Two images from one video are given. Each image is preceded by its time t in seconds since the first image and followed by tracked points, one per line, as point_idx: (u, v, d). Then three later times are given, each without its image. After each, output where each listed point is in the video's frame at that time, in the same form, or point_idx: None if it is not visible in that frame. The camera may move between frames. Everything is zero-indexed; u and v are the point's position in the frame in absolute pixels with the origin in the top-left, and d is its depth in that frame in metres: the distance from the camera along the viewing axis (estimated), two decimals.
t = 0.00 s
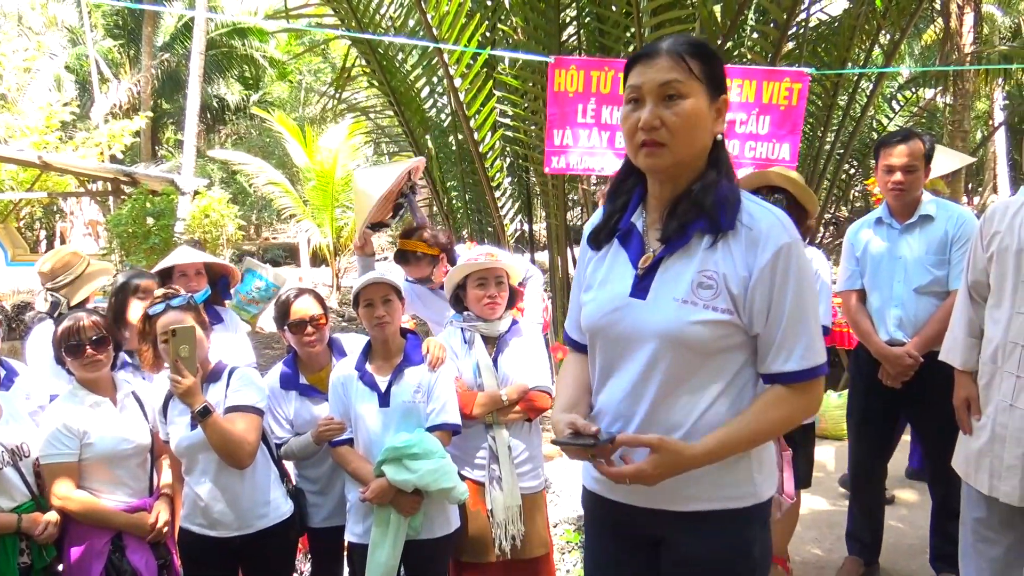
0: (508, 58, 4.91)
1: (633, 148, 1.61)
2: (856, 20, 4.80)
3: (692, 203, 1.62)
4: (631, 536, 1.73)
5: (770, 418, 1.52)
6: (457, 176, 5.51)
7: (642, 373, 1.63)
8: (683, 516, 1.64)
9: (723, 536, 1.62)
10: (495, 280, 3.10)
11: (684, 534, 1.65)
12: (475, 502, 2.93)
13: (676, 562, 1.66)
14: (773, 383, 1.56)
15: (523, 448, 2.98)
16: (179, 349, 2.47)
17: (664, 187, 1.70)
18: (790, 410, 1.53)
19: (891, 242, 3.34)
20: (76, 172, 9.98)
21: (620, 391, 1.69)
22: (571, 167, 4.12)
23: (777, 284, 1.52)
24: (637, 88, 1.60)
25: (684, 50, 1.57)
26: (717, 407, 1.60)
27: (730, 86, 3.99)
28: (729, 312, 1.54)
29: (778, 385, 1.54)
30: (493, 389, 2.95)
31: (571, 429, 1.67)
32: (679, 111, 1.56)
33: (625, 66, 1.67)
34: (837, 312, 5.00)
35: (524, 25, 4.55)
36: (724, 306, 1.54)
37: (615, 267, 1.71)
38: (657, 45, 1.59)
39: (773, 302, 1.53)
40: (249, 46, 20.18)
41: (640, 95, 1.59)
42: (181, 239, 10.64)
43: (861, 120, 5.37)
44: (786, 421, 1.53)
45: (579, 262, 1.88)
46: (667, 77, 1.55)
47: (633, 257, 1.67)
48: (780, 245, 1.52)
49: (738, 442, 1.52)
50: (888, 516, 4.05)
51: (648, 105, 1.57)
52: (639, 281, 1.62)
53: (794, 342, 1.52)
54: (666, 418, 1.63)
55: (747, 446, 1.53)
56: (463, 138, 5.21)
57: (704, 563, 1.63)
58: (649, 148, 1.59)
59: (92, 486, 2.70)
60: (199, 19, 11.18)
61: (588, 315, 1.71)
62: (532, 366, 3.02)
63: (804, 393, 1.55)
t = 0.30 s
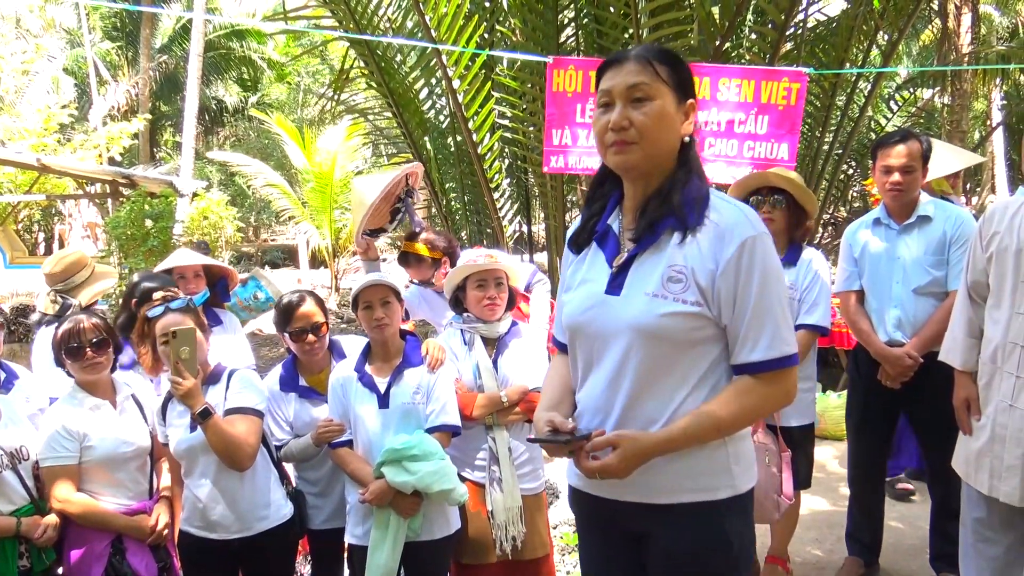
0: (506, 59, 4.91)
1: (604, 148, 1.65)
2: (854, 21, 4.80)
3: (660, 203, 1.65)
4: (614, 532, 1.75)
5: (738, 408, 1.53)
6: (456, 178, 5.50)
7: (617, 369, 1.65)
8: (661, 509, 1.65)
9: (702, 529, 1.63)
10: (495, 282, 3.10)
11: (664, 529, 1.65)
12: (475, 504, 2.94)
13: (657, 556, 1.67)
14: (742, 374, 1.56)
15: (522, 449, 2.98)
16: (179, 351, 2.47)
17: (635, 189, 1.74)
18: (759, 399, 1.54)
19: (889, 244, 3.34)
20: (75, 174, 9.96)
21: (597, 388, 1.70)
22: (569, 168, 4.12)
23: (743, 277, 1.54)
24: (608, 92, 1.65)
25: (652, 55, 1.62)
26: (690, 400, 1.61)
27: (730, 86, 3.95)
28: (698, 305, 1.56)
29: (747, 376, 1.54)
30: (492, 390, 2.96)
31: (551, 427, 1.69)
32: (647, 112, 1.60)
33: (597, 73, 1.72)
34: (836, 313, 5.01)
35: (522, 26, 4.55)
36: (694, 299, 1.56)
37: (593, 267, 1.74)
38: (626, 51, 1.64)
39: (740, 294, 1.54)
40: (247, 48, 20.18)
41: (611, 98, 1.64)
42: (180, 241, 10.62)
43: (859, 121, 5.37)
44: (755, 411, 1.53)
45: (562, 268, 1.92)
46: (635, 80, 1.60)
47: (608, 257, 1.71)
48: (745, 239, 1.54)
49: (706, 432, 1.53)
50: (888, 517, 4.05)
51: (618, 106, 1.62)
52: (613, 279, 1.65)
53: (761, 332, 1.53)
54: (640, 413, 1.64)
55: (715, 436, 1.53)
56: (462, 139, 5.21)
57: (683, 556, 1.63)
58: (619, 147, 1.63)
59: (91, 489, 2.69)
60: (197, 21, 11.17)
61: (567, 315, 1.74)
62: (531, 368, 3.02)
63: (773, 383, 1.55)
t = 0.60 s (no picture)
0: (509, 61, 4.91)
1: (582, 156, 1.67)
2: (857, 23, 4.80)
3: (636, 207, 1.67)
4: (600, 532, 1.75)
5: (715, 406, 1.53)
6: (459, 179, 5.50)
7: (597, 371, 1.66)
8: (643, 508, 1.65)
9: (684, 527, 1.63)
10: (498, 284, 3.09)
11: (647, 528, 1.66)
12: (477, 505, 2.94)
13: (641, 555, 1.67)
14: (719, 372, 1.56)
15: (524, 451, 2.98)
16: (181, 353, 2.47)
17: (614, 196, 1.75)
18: (737, 398, 1.54)
19: (892, 247, 3.34)
20: (78, 175, 9.97)
21: (579, 390, 1.72)
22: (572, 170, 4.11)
23: (718, 277, 1.54)
24: (585, 101, 1.66)
25: (628, 64, 1.64)
26: (668, 400, 1.61)
27: (732, 87, 3.97)
28: (674, 306, 1.57)
29: (723, 375, 1.54)
30: (494, 392, 2.96)
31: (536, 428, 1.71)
32: (623, 119, 1.62)
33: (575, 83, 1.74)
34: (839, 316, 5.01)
35: (524, 28, 4.55)
36: (669, 301, 1.56)
37: (576, 271, 1.75)
38: (604, 61, 1.66)
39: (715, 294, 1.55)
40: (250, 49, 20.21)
41: (587, 107, 1.66)
42: (182, 242, 10.62)
43: (862, 123, 5.36)
44: (732, 410, 1.53)
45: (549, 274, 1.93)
46: (612, 88, 1.62)
47: (589, 261, 1.73)
48: (719, 239, 1.55)
49: (682, 431, 1.53)
50: (891, 520, 4.05)
51: (594, 114, 1.64)
52: (594, 283, 1.66)
53: (735, 330, 1.53)
54: (621, 414, 1.65)
55: (693, 435, 1.54)
56: (464, 141, 5.20)
57: (665, 554, 1.64)
58: (596, 155, 1.65)
59: (93, 489, 2.70)
60: (200, 22, 11.17)
61: (550, 319, 1.76)
62: (533, 370, 3.02)
63: (751, 382, 1.55)
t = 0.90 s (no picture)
0: (513, 63, 4.90)
1: (568, 161, 1.67)
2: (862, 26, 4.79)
3: (621, 216, 1.67)
4: (594, 534, 1.75)
5: (701, 409, 1.52)
6: (462, 181, 5.50)
7: (584, 377, 1.66)
8: (633, 510, 1.65)
9: (673, 529, 1.63)
10: (499, 288, 3.09)
11: (638, 530, 1.65)
12: (479, 508, 2.94)
13: (631, 557, 1.67)
14: (704, 376, 1.56)
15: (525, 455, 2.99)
16: (183, 356, 2.46)
17: (598, 204, 1.75)
18: (722, 400, 1.53)
19: (896, 253, 3.33)
20: (82, 175, 9.98)
21: (568, 396, 1.72)
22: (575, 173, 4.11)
23: (700, 281, 1.54)
24: (573, 107, 1.66)
25: (616, 73, 1.64)
26: (656, 404, 1.61)
27: (736, 92, 3.95)
28: (658, 311, 1.57)
29: (709, 378, 1.54)
30: (496, 395, 2.96)
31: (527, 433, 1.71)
32: (610, 127, 1.61)
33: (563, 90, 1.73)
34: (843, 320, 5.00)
35: (529, 31, 4.55)
36: (654, 306, 1.57)
37: (564, 279, 1.76)
38: (593, 68, 1.66)
39: (697, 298, 1.55)
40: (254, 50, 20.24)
41: (575, 114, 1.65)
42: (186, 242, 10.63)
43: (867, 127, 5.35)
44: (718, 411, 1.53)
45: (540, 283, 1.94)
46: (600, 95, 1.61)
47: (576, 269, 1.73)
48: (700, 244, 1.55)
49: (668, 434, 1.52)
50: (894, 526, 4.04)
51: (582, 121, 1.63)
52: (580, 290, 1.67)
53: (719, 333, 1.52)
54: (610, 419, 1.65)
55: (678, 438, 1.53)
56: (468, 143, 5.20)
57: (655, 556, 1.63)
58: (581, 162, 1.64)
59: (95, 490, 2.70)
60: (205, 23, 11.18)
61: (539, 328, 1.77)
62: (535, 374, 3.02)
63: (736, 384, 1.54)
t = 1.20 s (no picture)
0: (520, 66, 4.90)
1: (574, 163, 1.66)
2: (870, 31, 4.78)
3: (625, 220, 1.67)
4: (596, 537, 1.75)
5: (704, 413, 1.52)
6: (468, 184, 5.50)
7: (588, 381, 1.65)
8: (634, 513, 1.65)
9: (674, 531, 1.62)
10: (503, 291, 3.10)
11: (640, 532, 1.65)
12: (482, 511, 2.94)
13: (632, 560, 1.67)
14: (707, 380, 1.55)
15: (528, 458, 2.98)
16: (188, 358, 2.46)
17: (603, 206, 1.75)
18: (726, 404, 1.53)
19: (903, 258, 3.33)
20: (90, 176, 10.00)
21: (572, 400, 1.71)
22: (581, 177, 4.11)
23: (705, 286, 1.54)
24: (578, 110, 1.65)
25: (621, 77, 1.64)
26: (660, 409, 1.60)
27: (743, 95, 3.93)
28: (662, 316, 1.56)
29: (712, 383, 1.53)
30: (499, 398, 2.96)
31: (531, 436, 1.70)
32: (617, 129, 1.61)
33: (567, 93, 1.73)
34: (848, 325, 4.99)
35: (536, 33, 4.56)
36: (658, 311, 1.56)
37: (567, 284, 1.75)
38: (596, 72, 1.66)
39: (702, 302, 1.54)
40: (262, 51, 20.31)
41: (581, 117, 1.65)
42: (191, 244, 10.65)
43: (873, 131, 5.33)
44: (721, 416, 1.52)
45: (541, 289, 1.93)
46: (606, 98, 1.61)
47: (579, 273, 1.73)
48: (704, 250, 1.54)
49: (671, 437, 1.51)
50: (899, 532, 4.03)
51: (588, 124, 1.63)
52: (584, 296, 1.67)
53: (723, 338, 1.52)
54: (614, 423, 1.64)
55: (682, 442, 1.52)
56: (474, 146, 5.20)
57: (656, 559, 1.63)
58: (588, 163, 1.64)
59: (101, 491, 2.70)
60: (213, 25, 11.21)
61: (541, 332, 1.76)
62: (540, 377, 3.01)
63: (739, 389, 1.54)
